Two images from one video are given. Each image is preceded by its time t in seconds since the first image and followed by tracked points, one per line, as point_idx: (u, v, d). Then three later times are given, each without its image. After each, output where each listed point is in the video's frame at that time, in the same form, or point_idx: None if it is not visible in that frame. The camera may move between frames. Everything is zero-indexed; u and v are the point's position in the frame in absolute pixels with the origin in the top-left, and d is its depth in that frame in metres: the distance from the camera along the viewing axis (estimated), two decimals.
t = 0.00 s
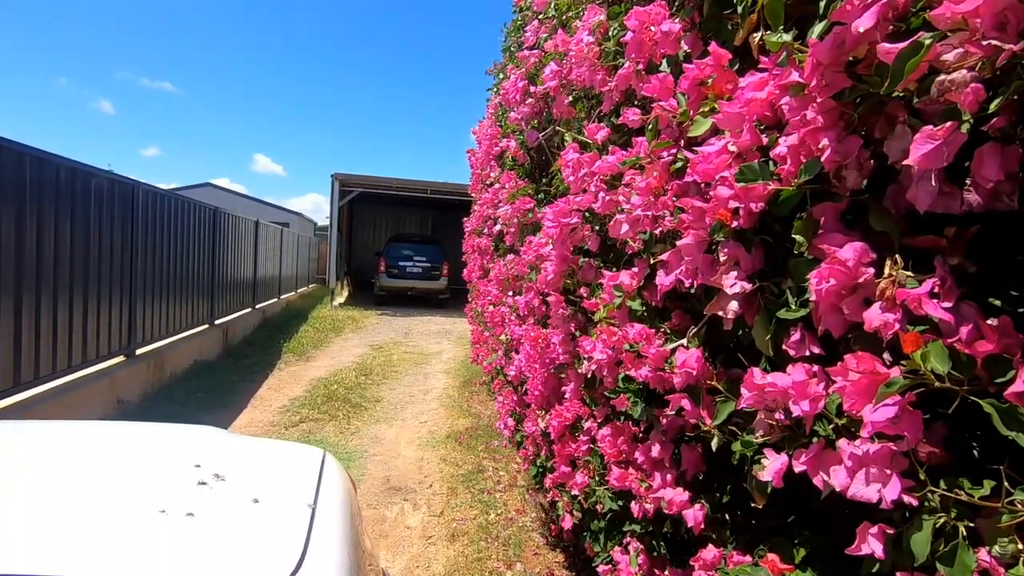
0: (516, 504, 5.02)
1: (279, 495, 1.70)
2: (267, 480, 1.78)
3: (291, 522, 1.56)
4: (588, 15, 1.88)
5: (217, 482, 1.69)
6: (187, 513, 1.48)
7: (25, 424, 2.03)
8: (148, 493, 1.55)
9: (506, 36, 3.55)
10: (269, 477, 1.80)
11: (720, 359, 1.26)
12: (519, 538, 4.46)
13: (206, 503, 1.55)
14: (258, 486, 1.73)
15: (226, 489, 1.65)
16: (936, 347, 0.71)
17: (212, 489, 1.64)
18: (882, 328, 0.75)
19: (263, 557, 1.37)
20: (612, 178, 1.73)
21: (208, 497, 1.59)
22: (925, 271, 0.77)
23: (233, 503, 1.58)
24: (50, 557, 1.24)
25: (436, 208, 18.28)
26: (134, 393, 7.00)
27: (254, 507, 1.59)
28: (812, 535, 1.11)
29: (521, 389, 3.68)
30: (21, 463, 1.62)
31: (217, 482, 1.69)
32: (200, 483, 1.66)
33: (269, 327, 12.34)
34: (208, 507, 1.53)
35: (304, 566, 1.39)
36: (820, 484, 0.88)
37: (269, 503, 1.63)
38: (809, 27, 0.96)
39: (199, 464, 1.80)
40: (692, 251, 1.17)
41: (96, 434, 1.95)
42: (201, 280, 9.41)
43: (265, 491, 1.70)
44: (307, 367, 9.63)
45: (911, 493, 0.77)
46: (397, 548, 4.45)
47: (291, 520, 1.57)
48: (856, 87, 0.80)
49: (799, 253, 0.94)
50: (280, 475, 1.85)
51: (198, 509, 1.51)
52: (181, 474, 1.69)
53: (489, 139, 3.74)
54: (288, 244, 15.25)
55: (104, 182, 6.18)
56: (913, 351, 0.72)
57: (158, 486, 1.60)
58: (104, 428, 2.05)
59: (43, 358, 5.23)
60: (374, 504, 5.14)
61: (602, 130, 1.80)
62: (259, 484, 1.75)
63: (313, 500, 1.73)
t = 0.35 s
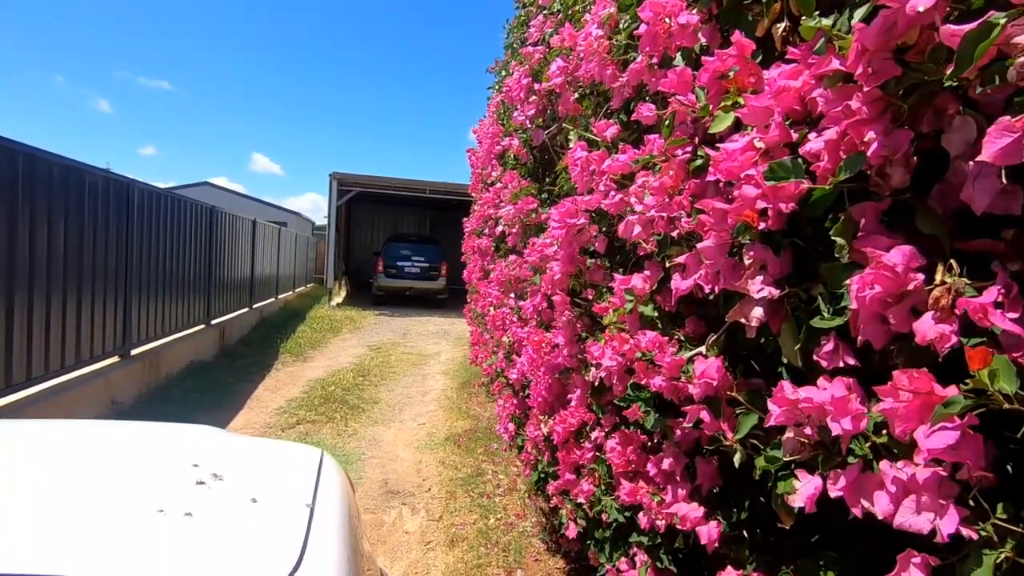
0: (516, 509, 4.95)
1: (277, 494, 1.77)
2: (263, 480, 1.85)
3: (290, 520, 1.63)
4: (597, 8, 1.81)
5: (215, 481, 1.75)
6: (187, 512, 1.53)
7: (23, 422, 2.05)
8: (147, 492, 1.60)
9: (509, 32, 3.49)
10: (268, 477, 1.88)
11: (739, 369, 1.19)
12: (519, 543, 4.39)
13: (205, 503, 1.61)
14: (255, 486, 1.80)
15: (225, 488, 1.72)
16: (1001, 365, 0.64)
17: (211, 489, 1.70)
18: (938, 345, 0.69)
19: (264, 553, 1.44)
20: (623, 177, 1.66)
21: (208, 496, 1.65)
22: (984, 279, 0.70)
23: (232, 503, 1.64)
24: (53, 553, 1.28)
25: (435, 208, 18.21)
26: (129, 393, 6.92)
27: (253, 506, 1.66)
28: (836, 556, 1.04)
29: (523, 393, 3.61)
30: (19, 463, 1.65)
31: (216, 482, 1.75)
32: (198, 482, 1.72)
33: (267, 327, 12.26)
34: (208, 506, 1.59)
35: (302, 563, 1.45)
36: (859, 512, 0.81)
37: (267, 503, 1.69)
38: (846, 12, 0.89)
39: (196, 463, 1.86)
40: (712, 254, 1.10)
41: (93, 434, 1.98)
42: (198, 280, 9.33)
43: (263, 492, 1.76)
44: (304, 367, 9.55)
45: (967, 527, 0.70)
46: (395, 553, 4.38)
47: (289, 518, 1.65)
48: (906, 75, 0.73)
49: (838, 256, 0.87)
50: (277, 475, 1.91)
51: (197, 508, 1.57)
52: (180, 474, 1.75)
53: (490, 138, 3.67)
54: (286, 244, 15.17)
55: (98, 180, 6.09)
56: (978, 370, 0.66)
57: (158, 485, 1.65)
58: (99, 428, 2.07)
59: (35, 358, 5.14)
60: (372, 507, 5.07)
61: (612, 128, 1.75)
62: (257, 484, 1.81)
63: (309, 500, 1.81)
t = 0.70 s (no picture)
0: (520, 515, 4.85)
1: (277, 494, 1.75)
2: (263, 481, 1.83)
3: (290, 519, 1.62)
4: None
5: (215, 481, 1.74)
6: (186, 513, 1.52)
7: (23, 424, 2.07)
8: (146, 493, 1.59)
9: (515, 26, 3.39)
10: (269, 478, 1.86)
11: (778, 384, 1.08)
12: (523, 552, 4.28)
13: (204, 503, 1.59)
14: (255, 486, 1.78)
15: (225, 489, 1.70)
16: None
17: (210, 488, 1.69)
18: None
19: (261, 553, 1.42)
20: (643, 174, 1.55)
21: (207, 496, 1.63)
22: None
23: (232, 503, 1.63)
24: (50, 555, 1.28)
25: (436, 208, 18.11)
26: (126, 395, 6.82)
27: (252, 506, 1.64)
28: None
29: (529, 398, 3.51)
30: (21, 463, 1.66)
31: (215, 482, 1.74)
32: (197, 482, 1.71)
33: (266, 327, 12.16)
34: (207, 507, 1.57)
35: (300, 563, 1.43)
36: (936, 555, 0.72)
37: (266, 503, 1.68)
38: None
39: (196, 463, 1.85)
40: (753, 258, 0.99)
41: (95, 435, 1.99)
42: (197, 280, 9.23)
43: (263, 492, 1.74)
44: (304, 368, 9.45)
45: None
46: (396, 561, 4.28)
47: (289, 518, 1.63)
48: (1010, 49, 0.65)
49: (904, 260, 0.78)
50: (277, 475, 1.90)
51: (196, 509, 1.55)
52: (179, 474, 1.73)
53: (494, 136, 3.57)
54: (286, 244, 15.07)
55: (95, 179, 5.99)
56: None
57: (158, 486, 1.64)
58: (99, 429, 2.08)
59: (30, 360, 5.03)
60: (373, 513, 4.97)
61: (630, 121, 1.64)
62: (257, 484, 1.79)
63: (310, 500, 1.79)
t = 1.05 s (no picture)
0: (532, 521, 4.72)
1: (282, 493, 1.68)
2: (270, 479, 1.75)
3: (295, 519, 1.55)
4: None
5: (223, 480, 1.67)
6: (196, 511, 1.47)
7: (26, 423, 2.00)
8: (153, 490, 1.54)
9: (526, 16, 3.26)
10: (278, 475, 1.79)
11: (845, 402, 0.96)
12: (537, 559, 4.16)
13: (212, 501, 1.54)
14: (264, 484, 1.71)
15: (233, 488, 1.64)
16: None
17: (217, 487, 1.62)
18: None
19: (268, 555, 1.36)
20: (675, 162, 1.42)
21: (213, 496, 1.56)
22: None
23: (239, 501, 1.56)
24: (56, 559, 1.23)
25: (442, 207, 17.98)
26: (131, 399, 6.73)
27: (257, 505, 1.57)
28: None
29: (543, 403, 3.38)
30: (24, 463, 1.61)
31: (223, 480, 1.67)
32: (205, 481, 1.65)
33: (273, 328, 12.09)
34: (215, 505, 1.52)
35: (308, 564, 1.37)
36: None
37: (275, 502, 1.61)
38: None
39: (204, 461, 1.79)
40: (821, 257, 0.86)
41: (100, 434, 1.93)
42: (203, 281, 9.15)
43: (272, 490, 1.68)
44: (311, 369, 9.35)
45: None
46: (407, 569, 4.16)
47: (295, 517, 1.56)
48: None
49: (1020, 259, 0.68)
50: (286, 472, 1.84)
51: (205, 507, 1.50)
52: (186, 473, 1.67)
53: (505, 131, 3.45)
54: (292, 244, 14.99)
55: (98, 180, 5.90)
56: None
57: (164, 483, 1.59)
58: (102, 428, 2.01)
59: (33, 364, 4.94)
60: (382, 519, 4.86)
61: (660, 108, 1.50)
62: (266, 482, 1.73)
63: (318, 499, 1.72)
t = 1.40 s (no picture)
0: (547, 530, 4.54)
1: (294, 492, 1.54)
2: (279, 477, 1.61)
3: (308, 519, 1.40)
4: None
5: (232, 478, 1.53)
6: (204, 511, 1.33)
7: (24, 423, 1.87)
8: (157, 491, 1.39)
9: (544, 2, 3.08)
10: (288, 474, 1.64)
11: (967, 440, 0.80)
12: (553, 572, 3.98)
13: (220, 500, 1.40)
14: (273, 482, 1.57)
15: (241, 486, 1.49)
16: None
17: (225, 485, 1.48)
18: None
19: (282, 559, 1.21)
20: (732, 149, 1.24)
21: (220, 495, 1.42)
22: None
23: (246, 500, 1.42)
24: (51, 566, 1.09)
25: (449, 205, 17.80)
26: (135, 403, 6.54)
27: (267, 505, 1.43)
28: None
29: (562, 411, 3.21)
30: (21, 463, 1.47)
31: (231, 478, 1.53)
32: (212, 479, 1.50)
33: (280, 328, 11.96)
34: (224, 504, 1.38)
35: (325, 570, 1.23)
36: None
37: (284, 500, 1.47)
38: None
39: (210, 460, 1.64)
40: (960, 263, 0.69)
41: (101, 433, 1.78)
42: (209, 281, 9.02)
43: (281, 488, 1.53)
44: (318, 371, 9.21)
45: None
46: None
47: (308, 517, 1.41)
48: None
49: None
50: (296, 471, 1.69)
51: (214, 506, 1.36)
52: (192, 471, 1.53)
53: (520, 125, 3.27)
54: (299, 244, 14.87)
55: (100, 179, 5.75)
56: None
57: (168, 482, 1.44)
58: (101, 426, 1.87)
59: (36, 367, 4.79)
60: (392, 528, 4.69)
61: (714, 88, 1.32)
62: (276, 480, 1.59)
63: (328, 496, 1.57)
